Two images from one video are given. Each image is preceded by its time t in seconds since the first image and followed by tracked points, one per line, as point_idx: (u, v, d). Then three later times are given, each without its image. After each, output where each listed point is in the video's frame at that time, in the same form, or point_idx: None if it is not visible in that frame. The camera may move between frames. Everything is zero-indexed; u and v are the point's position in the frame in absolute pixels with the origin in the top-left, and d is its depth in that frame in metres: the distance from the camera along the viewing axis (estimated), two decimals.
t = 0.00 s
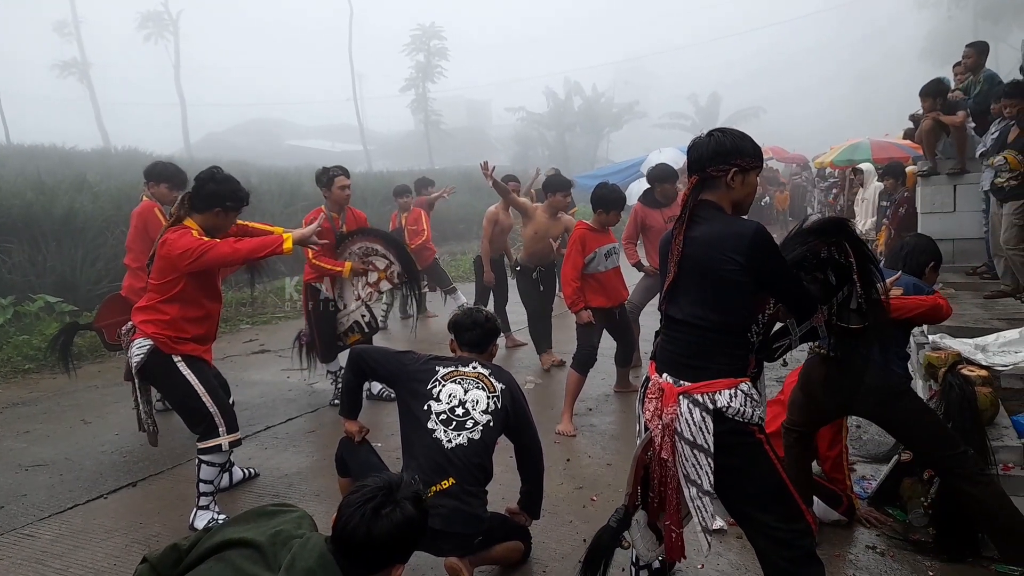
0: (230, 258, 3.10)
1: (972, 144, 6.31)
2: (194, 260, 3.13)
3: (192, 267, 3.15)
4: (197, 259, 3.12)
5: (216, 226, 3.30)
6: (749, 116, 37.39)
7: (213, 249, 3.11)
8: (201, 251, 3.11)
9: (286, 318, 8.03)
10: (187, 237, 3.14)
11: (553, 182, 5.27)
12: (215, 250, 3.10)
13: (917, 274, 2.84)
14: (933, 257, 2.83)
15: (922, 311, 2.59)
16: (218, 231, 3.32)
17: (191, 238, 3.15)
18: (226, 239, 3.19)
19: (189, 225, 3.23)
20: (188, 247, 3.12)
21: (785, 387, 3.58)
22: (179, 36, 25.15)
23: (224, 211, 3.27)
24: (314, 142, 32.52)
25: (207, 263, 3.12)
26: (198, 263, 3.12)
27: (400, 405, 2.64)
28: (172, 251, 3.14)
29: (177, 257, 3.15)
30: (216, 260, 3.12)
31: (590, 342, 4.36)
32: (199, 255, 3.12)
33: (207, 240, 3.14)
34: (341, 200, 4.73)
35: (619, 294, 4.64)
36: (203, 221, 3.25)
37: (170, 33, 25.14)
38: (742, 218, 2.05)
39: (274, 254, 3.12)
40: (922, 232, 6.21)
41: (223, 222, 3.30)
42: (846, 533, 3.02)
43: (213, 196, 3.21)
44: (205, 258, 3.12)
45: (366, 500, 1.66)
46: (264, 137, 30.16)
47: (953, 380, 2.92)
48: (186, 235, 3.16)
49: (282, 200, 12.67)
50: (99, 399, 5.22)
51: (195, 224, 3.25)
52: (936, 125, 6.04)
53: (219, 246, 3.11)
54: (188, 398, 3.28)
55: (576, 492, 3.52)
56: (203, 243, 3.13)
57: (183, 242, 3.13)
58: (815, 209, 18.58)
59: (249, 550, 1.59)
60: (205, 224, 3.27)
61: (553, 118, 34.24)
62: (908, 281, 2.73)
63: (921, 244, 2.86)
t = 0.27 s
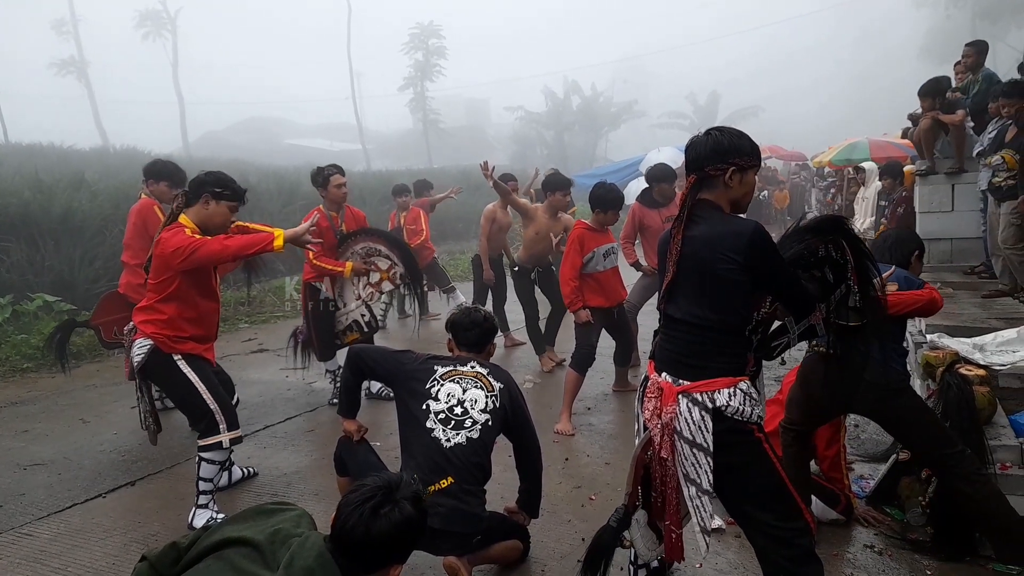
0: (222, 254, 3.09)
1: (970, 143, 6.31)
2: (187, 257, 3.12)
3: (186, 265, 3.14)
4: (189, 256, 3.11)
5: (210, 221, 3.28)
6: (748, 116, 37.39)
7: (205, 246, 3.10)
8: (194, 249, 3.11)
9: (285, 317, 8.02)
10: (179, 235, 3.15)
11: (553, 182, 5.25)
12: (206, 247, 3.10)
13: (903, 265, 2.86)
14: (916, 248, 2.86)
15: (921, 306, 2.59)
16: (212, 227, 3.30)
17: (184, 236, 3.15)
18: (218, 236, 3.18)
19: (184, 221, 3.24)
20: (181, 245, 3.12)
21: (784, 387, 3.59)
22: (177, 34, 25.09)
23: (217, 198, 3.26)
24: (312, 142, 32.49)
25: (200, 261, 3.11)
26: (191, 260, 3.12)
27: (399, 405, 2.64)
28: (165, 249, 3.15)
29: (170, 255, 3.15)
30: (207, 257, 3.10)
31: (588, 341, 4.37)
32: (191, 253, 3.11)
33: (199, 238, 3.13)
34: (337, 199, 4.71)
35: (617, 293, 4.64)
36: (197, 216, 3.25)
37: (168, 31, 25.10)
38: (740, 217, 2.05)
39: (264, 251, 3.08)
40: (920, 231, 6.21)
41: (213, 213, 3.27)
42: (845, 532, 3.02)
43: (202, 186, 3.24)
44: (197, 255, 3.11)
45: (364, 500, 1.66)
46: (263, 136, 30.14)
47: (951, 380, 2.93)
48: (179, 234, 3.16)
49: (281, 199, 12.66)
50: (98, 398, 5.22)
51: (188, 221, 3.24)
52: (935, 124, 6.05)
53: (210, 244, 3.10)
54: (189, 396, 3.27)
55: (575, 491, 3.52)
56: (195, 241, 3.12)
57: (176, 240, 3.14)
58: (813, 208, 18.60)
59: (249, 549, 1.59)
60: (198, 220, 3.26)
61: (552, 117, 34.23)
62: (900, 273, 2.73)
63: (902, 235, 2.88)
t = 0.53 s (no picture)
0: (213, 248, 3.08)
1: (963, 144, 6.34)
2: (178, 252, 3.12)
3: (177, 260, 3.14)
4: (180, 251, 3.11)
5: (202, 217, 3.27)
6: (743, 116, 37.47)
7: (196, 240, 3.09)
8: (185, 244, 3.10)
9: (279, 317, 8.01)
10: (171, 229, 3.15)
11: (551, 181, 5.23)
12: (197, 242, 3.09)
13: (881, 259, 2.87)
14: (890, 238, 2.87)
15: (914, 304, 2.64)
16: (204, 223, 3.28)
17: (176, 231, 3.15)
18: (210, 232, 3.17)
19: (176, 217, 3.23)
20: (172, 239, 3.12)
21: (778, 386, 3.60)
22: (171, 33, 25.01)
23: (209, 195, 3.25)
24: (307, 141, 32.43)
25: (191, 255, 3.11)
26: (182, 255, 3.12)
27: (393, 405, 2.64)
28: (158, 244, 3.15)
29: (162, 250, 3.15)
30: (198, 252, 3.09)
31: (582, 341, 4.37)
32: (182, 247, 3.11)
33: (190, 233, 3.13)
34: (330, 198, 4.70)
35: (611, 293, 4.64)
36: (188, 212, 3.24)
37: (161, 31, 25.02)
38: (734, 217, 2.06)
39: (254, 245, 3.07)
40: (913, 231, 6.24)
41: (204, 209, 3.25)
42: (838, 531, 3.03)
43: (194, 181, 3.25)
44: (188, 250, 3.10)
45: (359, 500, 1.66)
46: (257, 136, 30.07)
47: (943, 379, 2.94)
48: (171, 228, 3.16)
49: (275, 199, 12.64)
50: (91, 398, 5.20)
51: (181, 217, 3.24)
52: (928, 125, 6.07)
53: (200, 238, 3.09)
54: (180, 394, 3.27)
55: (569, 491, 3.53)
56: (187, 236, 3.12)
57: (168, 234, 3.14)
58: (807, 208, 18.65)
59: (243, 550, 1.58)
60: (191, 216, 3.25)
61: (547, 117, 34.24)
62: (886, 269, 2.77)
63: (875, 229, 2.88)
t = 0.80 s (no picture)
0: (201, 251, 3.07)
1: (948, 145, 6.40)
2: (164, 255, 3.10)
3: (163, 262, 3.12)
4: (166, 254, 3.09)
5: (188, 220, 3.25)
6: (731, 116, 37.66)
7: (183, 243, 3.07)
8: (172, 246, 3.08)
9: (267, 318, 7.97)
10: (156, 232, 3.13)
11: (543, 181, 5.23)
12: (183, 244, 3.07)
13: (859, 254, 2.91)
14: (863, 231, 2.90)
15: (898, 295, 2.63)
16: (190, 226, 3.26)
17: (161, 233, 3.12)
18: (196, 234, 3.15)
19: (161, 220, 3.21)
20: (158, 242, 3.10)
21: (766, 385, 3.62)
22: (157, 32, 24.81)
23: (194, 197, 3.23)
24: (296, 141, 32.28)
25: (178, 258, 3.09)
26: (168, 258, 3.10)
27: (382, 406, 2.63)
28: (143, 247, 3.13)
29: (148, 253, 3.12)
30: (185, 254, 3.08)
31: (571, 341, 4.38)
32: (168, 250, 3.09)
33: (177, 235, 3.11)
34: (316, 198, 4.68)
35: (600, 292, 4.65)
36: (173, 214, 3.22)
37: (148, 29, 24.83)
38: (722, 216, 2.07)
39: (242, 247, 3.06)
40: (898, 231, 6.30)
41: (190, 211, 3.23)
42: (825, 529, 3.06)
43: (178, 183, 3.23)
44: (174, 253, 3.09)
45: (349, 503, 1.66)
46: (245, 135, 29.89)
47: (929, 378, 2.97)
48: (156, 231, 3.14)
49: (263, 199, 12.57)
50: (76, 399, 5.16)
51: (166, 219, 3.21)
52: (913, 126, 6.13)
53: (186, 241, 3.08)
54: (169, 396, 3.24)
55: (559, 490, 3.53)
56: (173, 238, 3.10)
57: (153, 237, 3.12)
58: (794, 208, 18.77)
59: (232, 554, 1.57)
60: (177, 219, 3.23)
61: (536, 118, 34.28)
62: (867, 264, 2.79)
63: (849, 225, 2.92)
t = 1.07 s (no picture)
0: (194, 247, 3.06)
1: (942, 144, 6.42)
2: (158, 252, 3.09)
3: (157, 260, 3.11)
4: (160, 251, 3.08)
5: (182, 218, 3.24)
6: (726, 116, 37.73)
7: (176, 239, 3.07)
8: (165, 243, 3.07)
9: (263, 318, 7.96)
10: (149, 229, 3.11)
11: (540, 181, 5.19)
12: (177, 242, 3.06)
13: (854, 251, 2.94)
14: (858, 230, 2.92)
15: (892, 294, 2.65)
16: (185, 224, 3.26)
17: (155, 230, 3.11)
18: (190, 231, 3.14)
19: (154, 217, 3.19)
20: (151, 239, 3.09)
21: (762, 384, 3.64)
22: (152, 32, 24.73)
23: (187, 196, 3.21)
24: (291, 141, 32.22)
25: (172, 254, 3.09)
26: (162, 255, 3.09)
27: (379, 406, 2.63)
28: (137, 245, 3.12)
29: (142, 250, 3.11)
30: (179, 251, 3.07)
31: (568, 340, 4.38)
32: (162, 247, 3.08)
33: (171, 232, 3.10)
34: (307, 195, 4.66)
35: (595, 291, 4.66)
36: (167, 212, 3.21)
37: (143, 29, 24.75)
38: (718, 217, 2.07)
39: (236, 245, 3.07)
40: (894, 231, 6.31)
41: (186, 210, 3.23)
42: (821, 528, 3.06)
43: (170, 182, 3.21)
44: (168, 250, 3.08)
45: (347, 503, 1.65)
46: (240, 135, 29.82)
47: (925, 377, 2.99)
48: (150, 228, 3.12)
49: (258, 200, 12.55)
50: (72, 400, 5.14)
51: (160, 216, 3.20)
52: (908, 125, 6.14)
53: (180, 238, 3.07)
54: (164, 395, 3.23)
55: (556, 490, 3.54)
56: (167, 235, 3.09)
57: (147, 234, 3.10)
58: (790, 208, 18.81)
59: (229, 554, 1.57)
60: (172, 217, 3.22)
61: (532, 117, 34.29)
62: (861, 263, 2.80)
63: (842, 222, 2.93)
